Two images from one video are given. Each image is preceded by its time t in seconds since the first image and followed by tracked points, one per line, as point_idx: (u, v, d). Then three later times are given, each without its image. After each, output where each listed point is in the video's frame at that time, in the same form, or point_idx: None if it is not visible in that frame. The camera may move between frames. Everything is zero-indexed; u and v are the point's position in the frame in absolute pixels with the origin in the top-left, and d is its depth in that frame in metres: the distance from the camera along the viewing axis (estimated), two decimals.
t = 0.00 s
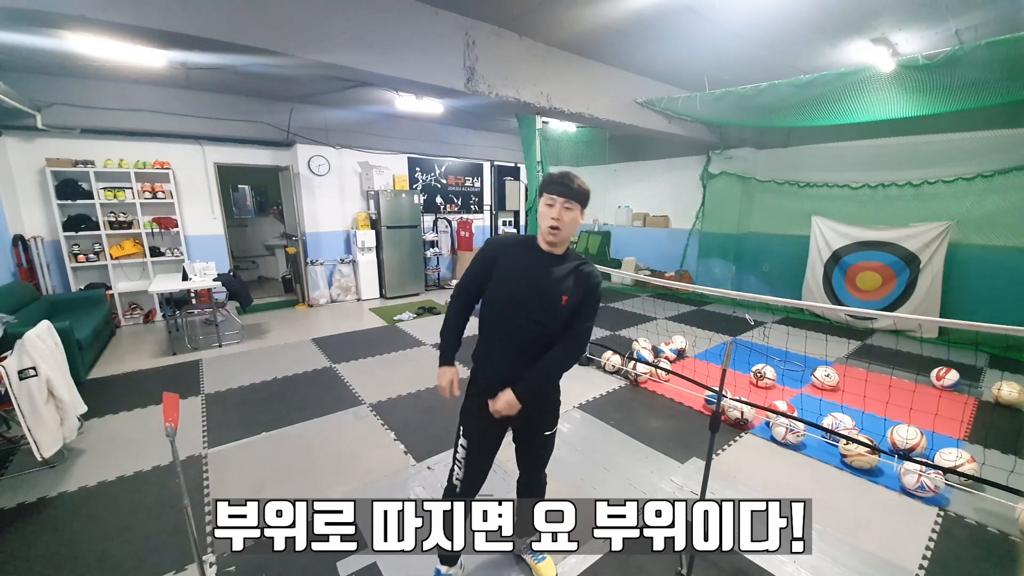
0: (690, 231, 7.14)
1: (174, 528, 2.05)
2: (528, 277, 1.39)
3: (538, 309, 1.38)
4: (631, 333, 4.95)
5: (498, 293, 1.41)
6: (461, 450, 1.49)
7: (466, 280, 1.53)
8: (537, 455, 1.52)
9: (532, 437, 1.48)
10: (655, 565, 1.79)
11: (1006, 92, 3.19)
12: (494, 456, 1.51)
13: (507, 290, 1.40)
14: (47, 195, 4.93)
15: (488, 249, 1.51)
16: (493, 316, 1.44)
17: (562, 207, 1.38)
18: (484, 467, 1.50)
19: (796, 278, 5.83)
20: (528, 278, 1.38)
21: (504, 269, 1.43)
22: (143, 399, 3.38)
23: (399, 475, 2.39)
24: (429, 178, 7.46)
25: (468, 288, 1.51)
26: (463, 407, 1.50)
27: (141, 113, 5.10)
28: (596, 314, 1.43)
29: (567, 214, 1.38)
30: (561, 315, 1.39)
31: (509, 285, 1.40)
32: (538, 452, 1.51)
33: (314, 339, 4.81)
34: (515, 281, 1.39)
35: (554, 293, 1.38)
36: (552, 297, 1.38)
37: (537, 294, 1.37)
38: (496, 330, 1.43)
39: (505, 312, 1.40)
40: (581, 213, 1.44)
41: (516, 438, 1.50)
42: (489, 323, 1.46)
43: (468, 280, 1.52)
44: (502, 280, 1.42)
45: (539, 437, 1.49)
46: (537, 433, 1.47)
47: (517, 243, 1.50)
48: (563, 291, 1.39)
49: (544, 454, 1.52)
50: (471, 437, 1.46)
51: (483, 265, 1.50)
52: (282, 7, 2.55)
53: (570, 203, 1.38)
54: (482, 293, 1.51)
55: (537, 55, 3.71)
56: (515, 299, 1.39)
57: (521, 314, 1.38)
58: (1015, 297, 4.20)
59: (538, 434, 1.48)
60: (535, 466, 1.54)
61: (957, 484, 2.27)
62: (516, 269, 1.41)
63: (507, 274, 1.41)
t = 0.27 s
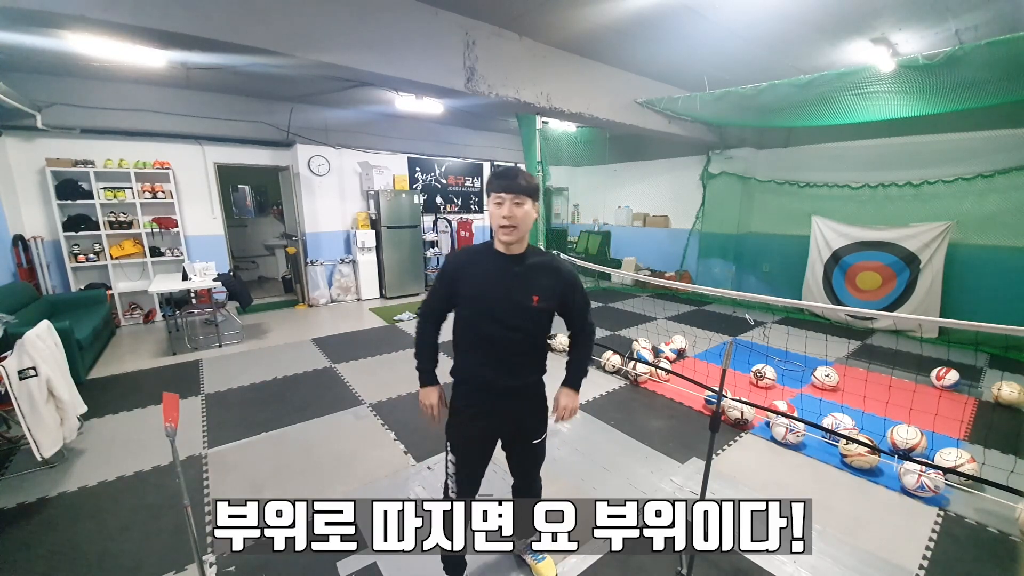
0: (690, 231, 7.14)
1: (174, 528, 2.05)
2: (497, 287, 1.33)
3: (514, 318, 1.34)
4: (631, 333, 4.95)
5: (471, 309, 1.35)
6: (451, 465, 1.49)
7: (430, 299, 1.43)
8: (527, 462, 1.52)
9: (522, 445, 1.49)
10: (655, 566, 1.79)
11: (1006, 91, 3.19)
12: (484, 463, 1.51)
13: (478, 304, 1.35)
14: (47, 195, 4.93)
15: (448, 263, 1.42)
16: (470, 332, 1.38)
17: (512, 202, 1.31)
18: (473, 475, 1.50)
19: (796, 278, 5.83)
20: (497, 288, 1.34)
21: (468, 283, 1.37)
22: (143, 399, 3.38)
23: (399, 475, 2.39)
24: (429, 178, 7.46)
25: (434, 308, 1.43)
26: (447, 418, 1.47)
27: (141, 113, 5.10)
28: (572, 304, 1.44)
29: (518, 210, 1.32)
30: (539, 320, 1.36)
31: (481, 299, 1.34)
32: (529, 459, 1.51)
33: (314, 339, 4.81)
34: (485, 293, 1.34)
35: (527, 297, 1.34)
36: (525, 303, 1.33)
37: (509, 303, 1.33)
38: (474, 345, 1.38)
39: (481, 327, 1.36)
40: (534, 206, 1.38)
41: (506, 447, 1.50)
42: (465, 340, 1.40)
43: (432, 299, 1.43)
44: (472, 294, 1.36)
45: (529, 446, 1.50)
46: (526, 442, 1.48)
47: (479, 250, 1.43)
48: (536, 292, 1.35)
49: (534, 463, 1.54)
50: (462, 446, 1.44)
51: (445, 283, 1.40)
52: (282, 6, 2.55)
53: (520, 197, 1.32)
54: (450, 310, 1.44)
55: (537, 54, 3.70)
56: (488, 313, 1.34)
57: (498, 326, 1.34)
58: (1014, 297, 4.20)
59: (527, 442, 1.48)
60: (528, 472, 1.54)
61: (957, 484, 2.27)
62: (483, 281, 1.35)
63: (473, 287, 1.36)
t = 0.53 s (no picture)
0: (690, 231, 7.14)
1: (175, 528, 2.05)
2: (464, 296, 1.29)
3: (487, 326, 1.31)
4: (631, 333, 4.95)
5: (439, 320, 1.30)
6: (431, 474, 1.47)
7: (390, 307, 1.35)
8: (510, 473, 1.47)
9: (502, 455, 1.44)
10: (655, 566, 1.79)
11: (1006, 91, 3.19)
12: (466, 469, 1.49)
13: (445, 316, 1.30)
14: (47, 195, 4.93)
15: (407, 269, 1.33)
16: (438, 343, 1.33)
17: (466, 209, 1.24)
18: (455, 482, 1.47)
19: (796, 278, 5.83)
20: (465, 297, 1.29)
21: (431, 293, 1.30)
22: (143, 399, 3.38)
23: (399, 475, 2.39)
24: (429, 178, 7.47)
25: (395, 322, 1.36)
26: (422, 427, 1.44)
27: (141, 113, 5.10)
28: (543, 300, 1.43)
29: (474, 217, 1.24)
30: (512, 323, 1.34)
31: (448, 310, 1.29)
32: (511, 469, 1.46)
33: (314, 339, 4.81)
34: (452, 303, 1.29)
35: (497, 304, 1.31)
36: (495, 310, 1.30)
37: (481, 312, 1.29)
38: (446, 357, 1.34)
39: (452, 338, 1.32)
40: (491, 210, 1.30)
41: (487, 457, 1.46)
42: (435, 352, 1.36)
43: (392, 307, 1.35)
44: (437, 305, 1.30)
45: (513, 457, 1.45)
46: (509, 453, 1.44)
47: (439, 254, 1.34)
48: (505, 297, 1.32)
49: (520, 476, 1.48)
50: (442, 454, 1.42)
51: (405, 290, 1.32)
52: (283, 6, 2.55)
53: (473, 204, 1.24)
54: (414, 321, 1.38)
55: (537, 55, 3.71)
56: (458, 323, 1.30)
57: (470, 336, 1.31)
58: (1014, 297, 4.20)
59: (508, 452, 1.44)
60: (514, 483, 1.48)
61: (957, 484, 2.27)
62: (448, 291, 1.29)
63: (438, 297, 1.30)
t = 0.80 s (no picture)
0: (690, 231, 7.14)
1: (175, 529, 2.05)
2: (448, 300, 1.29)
3: (471, 331, 1.31)
4: (631, 333, 4.95)
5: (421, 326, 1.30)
6: (422, 477, 1.47)
7: (369, 317, 1.33)
8: (501, 474, 1.47)
9: (492, 456, 1.44)
10: (655, 566, 1.79)
11: (1006, 91, 3.19)
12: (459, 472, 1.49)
13: (429, 321, 1.30)
14: (47, 195, 4.93)
15: (383, 278, 1.31)
16: (423, 348, 1.33)
17: (447, 211, 1.23)
18: (449, 485, 1.47)
19: (796, 278, 5.83)
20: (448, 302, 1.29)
21: (413, 298, 1.30)
22: (144, 399, 3.38)
23: (399, 475, 2.39)
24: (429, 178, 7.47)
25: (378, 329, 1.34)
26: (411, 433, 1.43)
27: (141, 113, 5.10)
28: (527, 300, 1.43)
29: (456, 219, 1.24)
30: (496, 326, 1.34)
31: (431, 315, 1.29)
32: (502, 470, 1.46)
33: (314, 339, 4.81)
34: (436, 307, 1.29)
35: (480, 307, 1.31)
36: (478, 313, 1.31)
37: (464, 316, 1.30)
38: (431, 363, 1.34)
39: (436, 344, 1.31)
40: (472, 210, 1.30)
41: (477, 459, 1.46)
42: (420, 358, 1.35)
43: (371, 318, 1.33)
44: (420, 310, 1.30)
45: (505, 456, 1.45)
46: (499, 453, 1.44)
47: (415, 260, 1.34)
48: (488, 300, 1.32)
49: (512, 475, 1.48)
50: (433, 459, 1.42)
51: (383, 299, 1.31)
52: (284, 6, 2.55)
53: (454, 205, 1.23)
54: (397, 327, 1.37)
55: (537, 55, 3.71)
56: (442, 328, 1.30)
57: (455, 341, 1.31)
58: (1015, 297, 4.20)
59: (498, 454, 1.44)
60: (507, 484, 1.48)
61: (957, 484, 2.27)
62: (430, 296, 1.29)
63: (420, 303, 1.29)
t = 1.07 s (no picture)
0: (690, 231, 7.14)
1: (175, 529, 2.04)
2: (444, 301, 1.29)
3: (467, 332, 1.31)
4: (631, 333, 4.95)
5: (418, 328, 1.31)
6: (421, 477, 1.46)
7: (366, 318, 1.34)
8: (500, 474, 1.46)
9: (491, 457, 1.44)
10: (655, 566, 1.79)
11: (1006, 91, 3.19)
12: (456, 473, 1.49)
13: (426, 322, 1.30)
14: (47, 195, 4.93)
15: (380, 279, 1.32)
16: (421, 350, 1.34)
17: (442, 211, 1.24)
18: (447, 486, 1.47)
19: (796, 278, 5.83)
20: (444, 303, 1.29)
21: (410, 299, 1.31)
22: (144, 399, 3.38)
23: (399, 475, 2.39)
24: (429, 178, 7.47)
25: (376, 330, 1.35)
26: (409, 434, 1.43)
27: (141, 113, 5.10)
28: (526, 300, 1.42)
29: (451, 219, 1.24)
30: (494, 327, 1.34)
31: (427, 317, 1.30)
32: (501, 471, 1.46)
33: (314, 339, 4.81)
34: (432, 308, 1.29)
35: (477, 307, 1.31)
36: (475, 314, 1.31)
37: (460, 316, 1.30)
38: (428, 365, 1.34)
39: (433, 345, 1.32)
40: (467, 210, 1.30)
41: (476, 459, 1.46)
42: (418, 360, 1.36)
43: (368, 318, 1.34)
44: (417, 311, 1.30)
45: (503, 456, 1.45)
46: (496, 454, 1.43)
47: (411, 260, 1.34)
48: (485, 300, 1.32)
49: (509, 474, 1.47)
50: (429, 461, 1.41)
51: (380, 300, 1.32)
52: (285, 6, 2.55)
53: (448, 205, 1.24)
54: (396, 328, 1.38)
55: (537, 55, 3.71)
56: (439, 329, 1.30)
57: (453, 341, 1.31)
58: (1015, 296, 4.20)
59: (497, 454, 1.43)
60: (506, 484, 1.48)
61: (957, 484, 2.27)
62: (427, 296, 1.29)
63: (417, 304, 1.30)
